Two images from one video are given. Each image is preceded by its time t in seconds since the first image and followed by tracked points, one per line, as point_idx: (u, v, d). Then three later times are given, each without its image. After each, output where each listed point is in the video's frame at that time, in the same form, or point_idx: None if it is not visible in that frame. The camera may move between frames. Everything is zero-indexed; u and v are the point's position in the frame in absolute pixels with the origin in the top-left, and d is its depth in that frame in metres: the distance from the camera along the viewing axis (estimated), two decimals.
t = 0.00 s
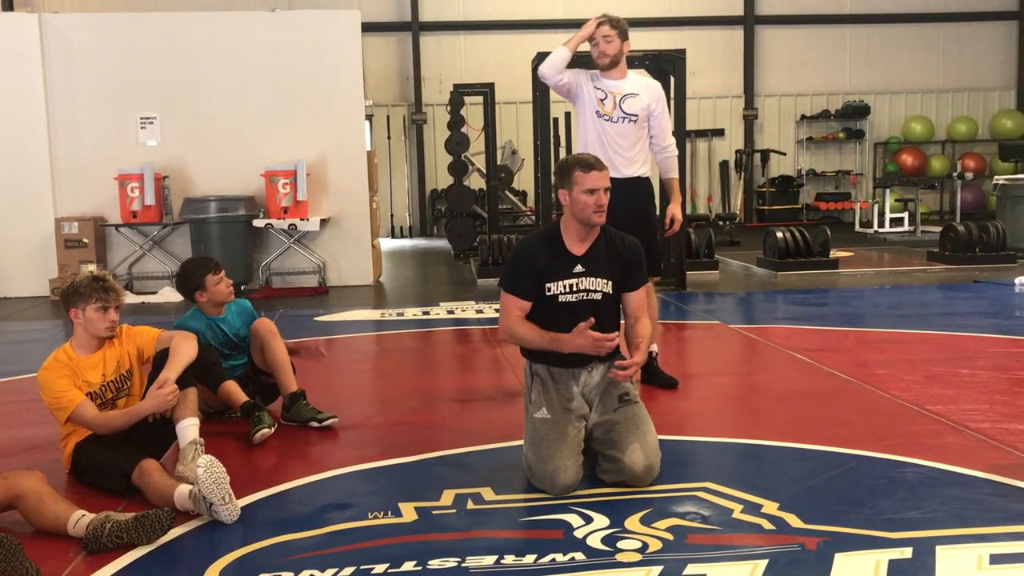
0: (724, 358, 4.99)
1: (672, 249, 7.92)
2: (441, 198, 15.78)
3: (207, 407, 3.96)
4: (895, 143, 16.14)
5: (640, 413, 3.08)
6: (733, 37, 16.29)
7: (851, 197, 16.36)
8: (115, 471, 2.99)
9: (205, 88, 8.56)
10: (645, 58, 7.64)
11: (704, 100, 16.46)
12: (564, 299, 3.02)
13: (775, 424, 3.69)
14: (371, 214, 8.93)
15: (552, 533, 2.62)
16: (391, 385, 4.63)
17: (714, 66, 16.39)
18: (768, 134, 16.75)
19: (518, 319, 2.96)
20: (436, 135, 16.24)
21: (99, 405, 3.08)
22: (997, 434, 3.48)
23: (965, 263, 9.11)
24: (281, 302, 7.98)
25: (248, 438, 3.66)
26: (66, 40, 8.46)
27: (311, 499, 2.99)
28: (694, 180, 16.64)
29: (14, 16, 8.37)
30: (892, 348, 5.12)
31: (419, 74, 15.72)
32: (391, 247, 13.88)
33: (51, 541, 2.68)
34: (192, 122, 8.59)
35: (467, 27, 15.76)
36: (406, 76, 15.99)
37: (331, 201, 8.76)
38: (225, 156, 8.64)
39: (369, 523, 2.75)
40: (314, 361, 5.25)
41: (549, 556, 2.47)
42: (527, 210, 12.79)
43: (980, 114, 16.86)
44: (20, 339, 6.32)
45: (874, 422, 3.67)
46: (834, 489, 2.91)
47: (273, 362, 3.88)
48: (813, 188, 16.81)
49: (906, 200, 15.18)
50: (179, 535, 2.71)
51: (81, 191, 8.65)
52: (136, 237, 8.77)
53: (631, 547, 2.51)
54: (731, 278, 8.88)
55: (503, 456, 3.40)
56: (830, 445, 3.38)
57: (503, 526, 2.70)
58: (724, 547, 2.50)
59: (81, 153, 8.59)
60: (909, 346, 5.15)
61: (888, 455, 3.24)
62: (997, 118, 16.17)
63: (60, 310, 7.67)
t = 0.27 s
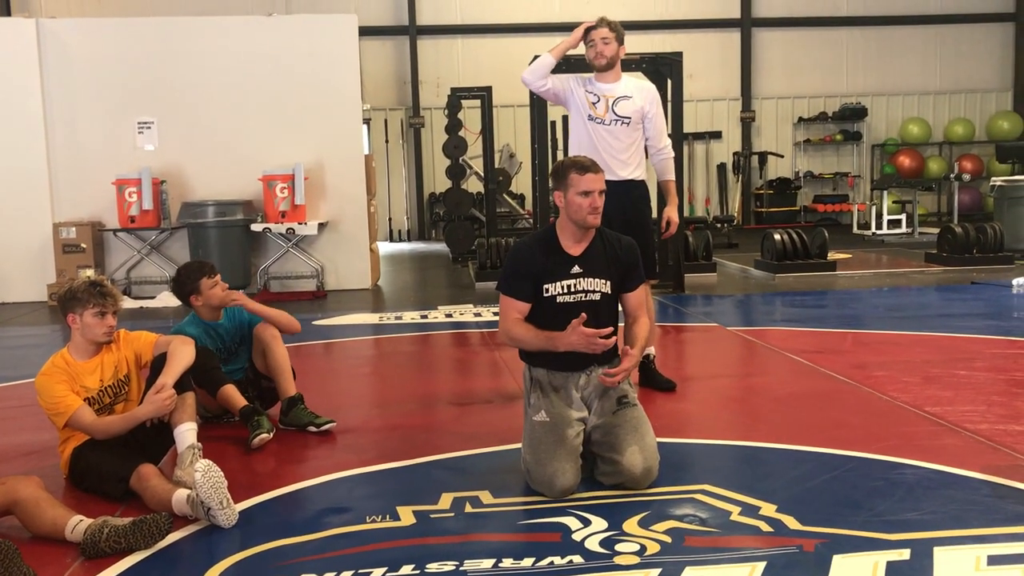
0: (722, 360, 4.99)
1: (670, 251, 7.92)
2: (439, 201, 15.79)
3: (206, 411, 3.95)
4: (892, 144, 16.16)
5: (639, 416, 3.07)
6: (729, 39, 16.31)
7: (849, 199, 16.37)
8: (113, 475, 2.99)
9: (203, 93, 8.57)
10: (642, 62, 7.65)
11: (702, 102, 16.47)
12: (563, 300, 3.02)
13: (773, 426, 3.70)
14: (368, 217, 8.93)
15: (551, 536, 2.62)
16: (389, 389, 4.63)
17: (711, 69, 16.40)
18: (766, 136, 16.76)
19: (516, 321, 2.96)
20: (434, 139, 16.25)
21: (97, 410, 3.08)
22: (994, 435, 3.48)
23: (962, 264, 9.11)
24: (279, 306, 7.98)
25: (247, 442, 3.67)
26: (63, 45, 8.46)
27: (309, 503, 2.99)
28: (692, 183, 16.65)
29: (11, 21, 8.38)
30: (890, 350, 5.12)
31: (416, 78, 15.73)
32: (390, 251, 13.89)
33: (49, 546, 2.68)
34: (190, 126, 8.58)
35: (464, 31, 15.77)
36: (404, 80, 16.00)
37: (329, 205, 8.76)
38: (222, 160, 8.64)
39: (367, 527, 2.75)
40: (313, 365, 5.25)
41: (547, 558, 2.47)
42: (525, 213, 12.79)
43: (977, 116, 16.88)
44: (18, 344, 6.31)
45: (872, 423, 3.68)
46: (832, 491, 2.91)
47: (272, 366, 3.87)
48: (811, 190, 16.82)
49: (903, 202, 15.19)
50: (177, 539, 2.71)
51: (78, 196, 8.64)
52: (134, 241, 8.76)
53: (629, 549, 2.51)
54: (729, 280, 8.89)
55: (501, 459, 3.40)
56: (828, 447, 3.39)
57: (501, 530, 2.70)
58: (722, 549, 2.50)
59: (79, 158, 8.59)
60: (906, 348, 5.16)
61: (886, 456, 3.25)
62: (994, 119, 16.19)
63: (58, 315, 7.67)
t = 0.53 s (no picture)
0: (721, 361, 4.99)
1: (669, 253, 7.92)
2: (438, 204, 15.79)
3: (205, 416, 3.96)
4: (891, 145, 16.16)
5: (637, 419, 3.07)
6: (728, 41, 16.32)
7: (848, 200, 16.38)
8: (111, 479, 2.99)
9: (202, 96, 8.57)
10: (640, 64, 7.66)
11: (700, 104, 16.47)
12: (561, 301, 3.02)
13: (772, 427, 3.70)
14: (367, 220, 8.93)
15: (550, 539, 2.62)
16: (388, 392, 4.63)
17: (710, 71, 16.41)
18: (764, 138, 16.77)
19: (513, 322, 2.96)
20: (433, 142, 16.25)
21: (96, 414, 3.08)
22: (994, 436, 3.48)
23: (961, 265, 9.11)
24: (278, 310, 7.98)
25: (246, 445, 3.66)
26: (61, 49, 8.47)
27: (308, 507, 2.99)
28: (691, 184, 16.67)
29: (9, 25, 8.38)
30: (889, 351, 5.12)
31: (415, 80, 15.73)
32: (389, 254, 13.89)
33: (47, 550, 2.67)
34: (188, 130, 8.59)
35: (463, 33, 15.78)
36: (403, 83, 16.01)
37: (328, 208, 8.76)
38: (221, 164, 8.64)
39: (366, 530, 2.75)
40: (312, 368, 5.25)
41: (546, 561, 2.47)
42: (524, 216, 12.80)
43: (975, 116, 16.88)
44: (17, 348, 6.31)
45: (870, 424, 3.67)
46: (831, 492, 2.91)
47: (271, 370, 3.88)
48: (810, 192, 16.83)
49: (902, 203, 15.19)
50: (176, 543, 2.70)
51: (77, 200, 8.64)
52: (133, 245, 8.76)
53: (628, 551, 2.51)
54: (728, 282, 8.89)
55: (500, 462, 3.40)
56: (827, 448, 3.38)
57: (500, 532, 2.69)
58: (721, 551, 2.49)
59: (78, 162, 8.59)
60: (905, 349, 5.16)
61: (885, 458, 3.24)
62: (992, 120, 16.20)
63: (57, 319, 7.67)
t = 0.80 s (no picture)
0: (721, 363, 4.99)
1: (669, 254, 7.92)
2: (438, 206, 15.79)
3: (206, 418, 3.96)
4: (890, 146, 16.17)
5: (637, 420, 3.07)
6: (728, 42, 16.32)
7: (847, 201, 16.39)
8: (111, 482, 2.99)
9: (201, 99, 8.58)
10: (640, 65, 7.67)
11: (700, 106, 16.49)
12: (560, 300, 3.02)
13: (772, 428, 3.70)
14: (367, 223, 8.94)
15: (550, 541, 2.62)
16: (388, 394, 4.63)
17: (709, 73, 16.42)
18: (764, 139, 16.79)
19: (510, 323, 2.97)
20: (433, 144, 16.26)
21: (96, 417, 3.08)
22: (993, 437, 3.48)
23: (961, 266, 9.11)
24: (278, 312, 7.98)
25: (246, 447, 3.66)
26: (62, 52, 8.48)
27: (308, 509, 2.98)
28: (691, 186, 16.68)
29: (8, 29, 8.39)
30: (889, 352, 5.12)
31: (414, 83, 15.75)
32: (389, 256, 13.89)
33: (47, 553, 2.68)
34: (187, 132, 8.59)
35: (462, 36, 15.79)
36: (403, 85, 16.02)
37: (327, 210, 8.76)
38: (222, 167, 8.65)
39: (365, 532, 2.75)
40: (312, 370, 5.25)
41: (546, 562, 2.47)
42: (524, 217, 12.81)
43: (975, 118, 16.89)
44: (18, 351, 6.32)
45: (870, 426, 3.68)
46: (831, 493, 2.91)
47: (272, 372, 3.89)
48: (810, 193, 16.84)
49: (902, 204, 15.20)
50: (175, 545, 2.71)
51: (77, 202, 8.65)
52: (133, 248, 8.76)
53: (628, 553, 2.51)
54: (728, 283, 8.89)
55: (500, 464, 3.40)
56: (826, 449, 3.39)
57: (500, 534, 2.70)
58: (720, 552, 2.50)
59: (78, 165, 8.59)
60: (905, 350, 5.16)
61: (885, 459, 3.24)
62: (992, 121, 16.21)
63: (57, 322, 7.67)
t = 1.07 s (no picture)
0: (721, 364, 4.99)
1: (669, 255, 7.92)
2: (438, 208, 15.80)
3: (207, 420, 3.96)
4: (891, 148, 16.17)
5: (637, 421, 3.07)
6: (728, 44, 16.33)
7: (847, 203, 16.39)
8: (112, 483, 2.99)
9: (201, 101, 8.58)
10: (640, 66, 7.68)
11: (700, 107, 16.49)
12: (562, 301, 3.01)
13: (772, 429, 3.70)
14: (367, 224, 8.94)
15: (550, 542, 2.62)
16: (388, 395, 4.63)
17: (709, 74, 16.43)
18: (764, 141, 16.81)
19: (512, 325, 2.96)
20: (433, 145, 16.27)
21: (96, 418, 3.08)
22: (993, 438, 3.48)
23: (961, 267, 9.11)
24: (278, 313, 7.98)
25: (246, 449, 3.67)
26: (62, 53, 8.49)
27: (308, 510, 2.98)
28: (691, 187, 16.68)
29: (8, 30, 8.39)
30: (889, 353, 5.13)
31: (415, 84, 15.75)
32: (389, 257, 13.89)
33: (48, 554, 2.68)
34: (188, 133, 8.60)
35: (462, 37, 15.79)
36: (403, 86, 16.03)
37: (328, 212, 8.77)
38: (222, 169, 8.65)
39: (366, 534, 2.75)
40: (312, 371, 5.26)
41: (547, 564, 2.46)
42: (524, 219, 12.81)
43: (975, 119, 16.89)
44: (18, 352, 6.32)
45: (870, 427, 3.67)
46: (831, 494, 2.91)
47: (274, 373, 3.89)
48: (810, 194, 16.84)
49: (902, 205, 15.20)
50: (176, 547, 2.70)
51: (77, 204, 8.65)
52: (133, 249, 8.76)
53: (628, 554, 2.51)
54: (728, 284, 8.90)
55: (500, 465, 3.40)
56: (827, 451, 3.39)
57: (500, 535, 2.70)
58: (721, 553, 2.50)
59: (78, 167, 8.60)
60: (906, 351, 5.16)
61: (885, 460, 3.24)
62: (992, 122, 16.22)
63: (57, 323, 7.67)
